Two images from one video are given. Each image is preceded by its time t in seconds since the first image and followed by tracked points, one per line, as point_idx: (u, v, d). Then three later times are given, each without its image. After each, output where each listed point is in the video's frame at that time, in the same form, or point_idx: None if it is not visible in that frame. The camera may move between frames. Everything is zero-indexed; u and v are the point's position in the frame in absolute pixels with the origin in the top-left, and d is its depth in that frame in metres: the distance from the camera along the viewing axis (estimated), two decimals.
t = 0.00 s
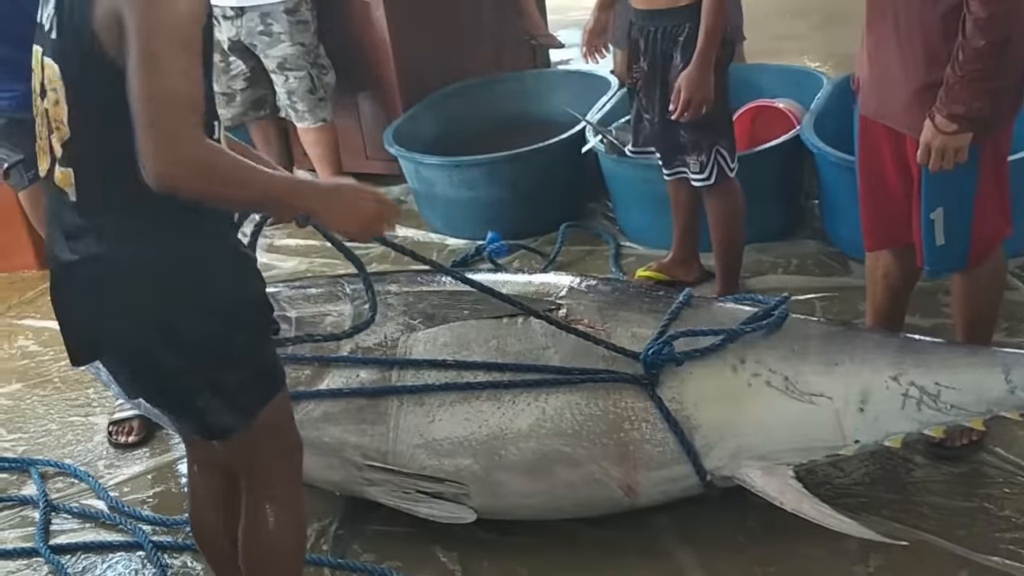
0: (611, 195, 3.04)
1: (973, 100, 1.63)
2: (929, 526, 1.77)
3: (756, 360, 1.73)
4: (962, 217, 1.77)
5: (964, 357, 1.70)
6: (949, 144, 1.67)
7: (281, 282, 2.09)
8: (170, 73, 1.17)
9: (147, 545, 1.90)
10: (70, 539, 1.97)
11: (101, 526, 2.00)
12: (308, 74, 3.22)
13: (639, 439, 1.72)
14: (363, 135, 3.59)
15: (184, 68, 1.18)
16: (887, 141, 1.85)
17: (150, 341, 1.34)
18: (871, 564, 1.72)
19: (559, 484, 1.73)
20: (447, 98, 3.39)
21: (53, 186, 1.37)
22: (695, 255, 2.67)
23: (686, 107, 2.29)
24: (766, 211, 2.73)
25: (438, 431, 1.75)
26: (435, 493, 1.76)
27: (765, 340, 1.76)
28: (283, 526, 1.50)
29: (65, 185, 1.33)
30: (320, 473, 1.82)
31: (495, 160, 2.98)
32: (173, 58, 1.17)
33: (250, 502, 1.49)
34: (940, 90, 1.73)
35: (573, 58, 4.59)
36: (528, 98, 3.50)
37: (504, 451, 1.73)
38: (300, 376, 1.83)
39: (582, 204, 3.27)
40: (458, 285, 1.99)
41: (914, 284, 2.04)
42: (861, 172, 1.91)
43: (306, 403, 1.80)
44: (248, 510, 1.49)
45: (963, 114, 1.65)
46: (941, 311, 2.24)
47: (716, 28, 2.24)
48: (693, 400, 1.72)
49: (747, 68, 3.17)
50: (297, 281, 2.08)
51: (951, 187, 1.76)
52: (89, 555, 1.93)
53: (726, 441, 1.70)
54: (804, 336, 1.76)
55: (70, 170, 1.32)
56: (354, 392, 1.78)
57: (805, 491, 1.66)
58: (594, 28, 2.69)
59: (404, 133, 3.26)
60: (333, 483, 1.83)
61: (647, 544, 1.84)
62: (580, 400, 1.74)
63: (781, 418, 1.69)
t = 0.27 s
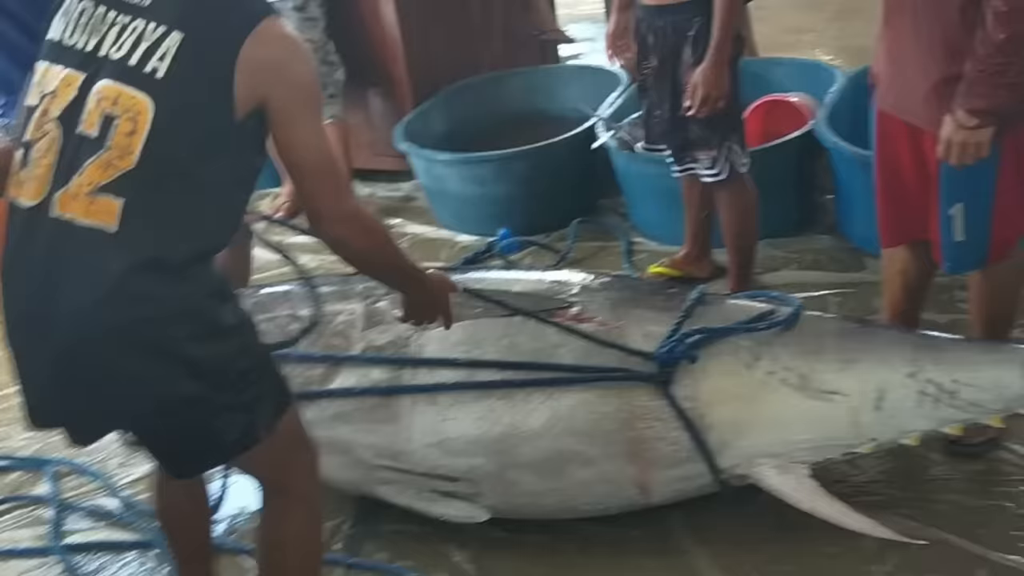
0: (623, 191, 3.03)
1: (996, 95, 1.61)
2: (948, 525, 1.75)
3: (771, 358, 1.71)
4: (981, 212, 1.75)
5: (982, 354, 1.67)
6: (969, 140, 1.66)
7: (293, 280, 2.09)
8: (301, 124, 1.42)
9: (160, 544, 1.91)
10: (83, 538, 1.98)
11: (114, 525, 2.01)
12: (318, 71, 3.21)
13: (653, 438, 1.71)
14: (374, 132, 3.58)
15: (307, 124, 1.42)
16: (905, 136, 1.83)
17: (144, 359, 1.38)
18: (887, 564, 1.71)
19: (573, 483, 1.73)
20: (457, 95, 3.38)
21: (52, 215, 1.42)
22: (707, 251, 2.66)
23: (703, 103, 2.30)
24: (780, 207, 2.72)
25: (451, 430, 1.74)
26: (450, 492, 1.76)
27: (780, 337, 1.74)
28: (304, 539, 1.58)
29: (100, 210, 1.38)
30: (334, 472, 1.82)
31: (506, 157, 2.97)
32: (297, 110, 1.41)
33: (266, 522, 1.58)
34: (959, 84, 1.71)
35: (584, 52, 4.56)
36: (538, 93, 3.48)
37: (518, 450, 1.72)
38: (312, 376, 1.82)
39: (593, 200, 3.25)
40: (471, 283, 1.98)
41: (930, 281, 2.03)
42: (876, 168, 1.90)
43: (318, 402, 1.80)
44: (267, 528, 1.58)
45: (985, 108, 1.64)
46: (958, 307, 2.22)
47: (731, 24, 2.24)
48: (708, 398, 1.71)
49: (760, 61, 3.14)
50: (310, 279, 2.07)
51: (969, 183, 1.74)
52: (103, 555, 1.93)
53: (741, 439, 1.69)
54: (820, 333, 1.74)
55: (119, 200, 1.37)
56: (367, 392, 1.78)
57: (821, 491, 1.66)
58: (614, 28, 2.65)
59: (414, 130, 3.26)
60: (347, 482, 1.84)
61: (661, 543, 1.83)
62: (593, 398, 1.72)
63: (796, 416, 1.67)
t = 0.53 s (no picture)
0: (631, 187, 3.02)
1: (1015, 86, 1.61)
2: (963, 521, 1.75)
3: (787, 354, 1.71)
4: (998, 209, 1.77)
5: (999, 351, 1.67)
6: (988, 132, 1.65)
7: (304, 278, 2.08)
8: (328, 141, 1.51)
9: (171, 542, 1.90)
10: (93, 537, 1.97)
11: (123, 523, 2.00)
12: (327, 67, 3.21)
13: (668, 435, 1.70)
14: (380, 129, 3.58)
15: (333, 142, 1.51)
16: (922, 130, 1.83)
17: (159, 350, 1.38)
18: (903, 561, 1.70)
19: (587, 480, 1.72)
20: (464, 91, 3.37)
21: (80, 199, 1.38)
22: (715, 247, 2.64)
23: (728, 98, 2.29)
24: (790, 203, 2.70)
25: (465, 427, 1.73)
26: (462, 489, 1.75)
27: (795, 334, 1.74)
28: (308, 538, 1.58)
29: (135, 195, 1.36)
30: (346, 470, 1.81)
31: (514, 153, 2.96)
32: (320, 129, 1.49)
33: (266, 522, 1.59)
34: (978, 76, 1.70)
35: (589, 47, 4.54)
36: (543, 89, 3.47)
37: (533, 447, 1.71)
38: (326, 373, 1.82)
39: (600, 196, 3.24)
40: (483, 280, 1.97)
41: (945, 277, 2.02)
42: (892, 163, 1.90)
43: (331, 399, 1.79)
44: (268, 529, 1.59)
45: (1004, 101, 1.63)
46: (970, 303, 2.21)
47: (753, 21, 2.24)
48: (723, 395, 1.70)
49: (768, 57, 3.13)
50: (321, 276, 2.07)
51: (988, 178, 1.75)
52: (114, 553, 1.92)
53: (758, 436, 1.68)
54: (836, 329, 1.74)
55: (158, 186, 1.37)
56: (380, 389, 1.77)
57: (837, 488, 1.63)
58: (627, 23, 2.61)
59: (422, 126, 3.25)
60: (359, 480, 1.83)
61: (674, 540, 1.82)
62: (607, 395, 1.72)
63: (813, 413, 1.66)
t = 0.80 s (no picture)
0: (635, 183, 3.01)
1: (1021, 78, 1.59)
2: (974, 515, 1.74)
3: (797, 348, 1.71)
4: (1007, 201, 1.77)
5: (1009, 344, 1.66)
6: (993, 125, 1.64)
7: (309, 274, 2.08)
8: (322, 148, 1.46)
9: (178, 538, 1.90)
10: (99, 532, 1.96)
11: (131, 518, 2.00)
12: (329, 62, 3.19)
13: (676, 429, 1.69)
14: (382, 125, 3.57)
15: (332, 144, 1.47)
16: (930, 124, 1.83)
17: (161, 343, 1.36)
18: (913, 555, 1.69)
19: (595, 475, 1.71)
20: (467, 86, 3.36)
21: (83, 192, 1.38)
22: (721, 242, 2.63)
23: (725, 92, 2.28)
24: (796, 197, 2.70)
25: (473, 422, 1.73)
26: (470, 484, 1.74)
27: (803, 328, 1.74)
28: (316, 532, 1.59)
29: (134, 186, 1.37)
30: (354, 466, 1.81)
31: (518, 149, 2.94)
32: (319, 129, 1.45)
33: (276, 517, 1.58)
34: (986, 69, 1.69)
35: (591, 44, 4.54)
36: (547, 85, 3.46)
37: (540, 442, 1.71)
38: (333, 368, 1.83)
39: (604, 192, 3.24)
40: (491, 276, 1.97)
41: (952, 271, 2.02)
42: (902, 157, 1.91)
43: (339, 394, 1.80)
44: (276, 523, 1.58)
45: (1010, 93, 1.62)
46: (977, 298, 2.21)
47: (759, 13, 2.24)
48: (732, 389, 1.70)
49: (773, 52, 3.13)
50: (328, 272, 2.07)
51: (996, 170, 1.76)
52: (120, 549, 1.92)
53: (767, 430, 1.67)
54: (844, 323, 1.74)
55: (155, 175, 1.37)
56: (388, 384, 1.77)
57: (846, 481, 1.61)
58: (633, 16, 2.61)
59: (425, 122, 3.23)
60: (366, 475, 1.82)
61: (682, 535, 1.81)
62: (616, 389, 1.71)
63: (822, 406, 1.66)
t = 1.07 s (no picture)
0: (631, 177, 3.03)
1: (1013, 71, 1.61)
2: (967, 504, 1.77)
3: (793, 339, 1.73)
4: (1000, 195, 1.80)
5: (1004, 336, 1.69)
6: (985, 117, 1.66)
7: (309, 267, 2.09)
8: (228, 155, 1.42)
9: (177, 529, 1.91)
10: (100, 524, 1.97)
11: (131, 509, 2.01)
12: (326, 57, 3.21)
13: (674, 420, 1.71)
14: (377, 119, 3.58)
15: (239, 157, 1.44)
16: (925, 117, 1.85)
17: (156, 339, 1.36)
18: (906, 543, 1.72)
19: (594, 466, 1.73)
20: (462, 81, 3.36)
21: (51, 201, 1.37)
22: (715, 237, 2.65)
23: (717, 86, 2.29)
24: (790, 192, 2.72)
25: (473, 412, 1.75)
26: (470, 474, 1.76)
27: (800, 319, 1.76)
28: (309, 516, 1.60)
29: (105, 185, 1.36)
30: (355, 456, 1.83)
31: (515, 144, 2.95)
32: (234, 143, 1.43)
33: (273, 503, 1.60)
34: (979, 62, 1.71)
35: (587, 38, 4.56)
36: (542, 79, 3.48)
37: (540, 432, 1.72)
38: (334, 360, 1.85)
39: (600, 186, 3.25)
40: (490, 268, 1.99)
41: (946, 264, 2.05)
42: (898, 150, 1.94)
43: (339, 385, 1.81)
44: (275, 511, 1.60)
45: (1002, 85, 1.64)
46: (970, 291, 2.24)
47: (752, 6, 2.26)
48: (729, 380, 1.72)
49: (767, 47, 3.15)
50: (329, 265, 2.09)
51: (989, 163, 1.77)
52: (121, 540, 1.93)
53: (763, 420, 1.69)
54: (841, 315, 1.76)
55: (125, 172, 1.36)
56: (388, 374, 1.79)
57: (842, 471, 1.64)
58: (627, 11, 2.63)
59: (421, 116, 3.24)
60: (367, 465, 1.84)
61: (680, 525, 1.83)
62: (615, 380, 1.73)
63: (817, 397, 1.68)
